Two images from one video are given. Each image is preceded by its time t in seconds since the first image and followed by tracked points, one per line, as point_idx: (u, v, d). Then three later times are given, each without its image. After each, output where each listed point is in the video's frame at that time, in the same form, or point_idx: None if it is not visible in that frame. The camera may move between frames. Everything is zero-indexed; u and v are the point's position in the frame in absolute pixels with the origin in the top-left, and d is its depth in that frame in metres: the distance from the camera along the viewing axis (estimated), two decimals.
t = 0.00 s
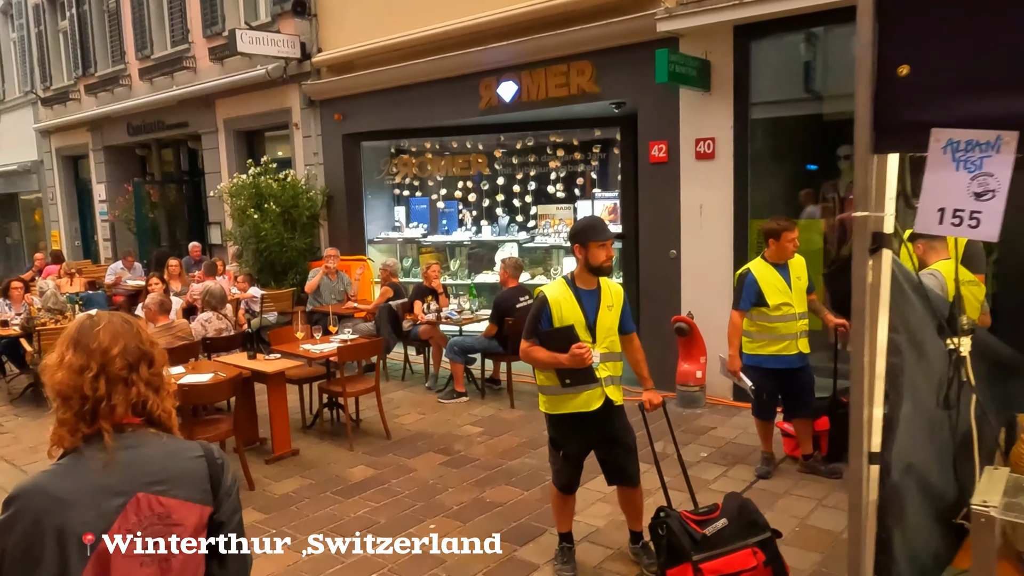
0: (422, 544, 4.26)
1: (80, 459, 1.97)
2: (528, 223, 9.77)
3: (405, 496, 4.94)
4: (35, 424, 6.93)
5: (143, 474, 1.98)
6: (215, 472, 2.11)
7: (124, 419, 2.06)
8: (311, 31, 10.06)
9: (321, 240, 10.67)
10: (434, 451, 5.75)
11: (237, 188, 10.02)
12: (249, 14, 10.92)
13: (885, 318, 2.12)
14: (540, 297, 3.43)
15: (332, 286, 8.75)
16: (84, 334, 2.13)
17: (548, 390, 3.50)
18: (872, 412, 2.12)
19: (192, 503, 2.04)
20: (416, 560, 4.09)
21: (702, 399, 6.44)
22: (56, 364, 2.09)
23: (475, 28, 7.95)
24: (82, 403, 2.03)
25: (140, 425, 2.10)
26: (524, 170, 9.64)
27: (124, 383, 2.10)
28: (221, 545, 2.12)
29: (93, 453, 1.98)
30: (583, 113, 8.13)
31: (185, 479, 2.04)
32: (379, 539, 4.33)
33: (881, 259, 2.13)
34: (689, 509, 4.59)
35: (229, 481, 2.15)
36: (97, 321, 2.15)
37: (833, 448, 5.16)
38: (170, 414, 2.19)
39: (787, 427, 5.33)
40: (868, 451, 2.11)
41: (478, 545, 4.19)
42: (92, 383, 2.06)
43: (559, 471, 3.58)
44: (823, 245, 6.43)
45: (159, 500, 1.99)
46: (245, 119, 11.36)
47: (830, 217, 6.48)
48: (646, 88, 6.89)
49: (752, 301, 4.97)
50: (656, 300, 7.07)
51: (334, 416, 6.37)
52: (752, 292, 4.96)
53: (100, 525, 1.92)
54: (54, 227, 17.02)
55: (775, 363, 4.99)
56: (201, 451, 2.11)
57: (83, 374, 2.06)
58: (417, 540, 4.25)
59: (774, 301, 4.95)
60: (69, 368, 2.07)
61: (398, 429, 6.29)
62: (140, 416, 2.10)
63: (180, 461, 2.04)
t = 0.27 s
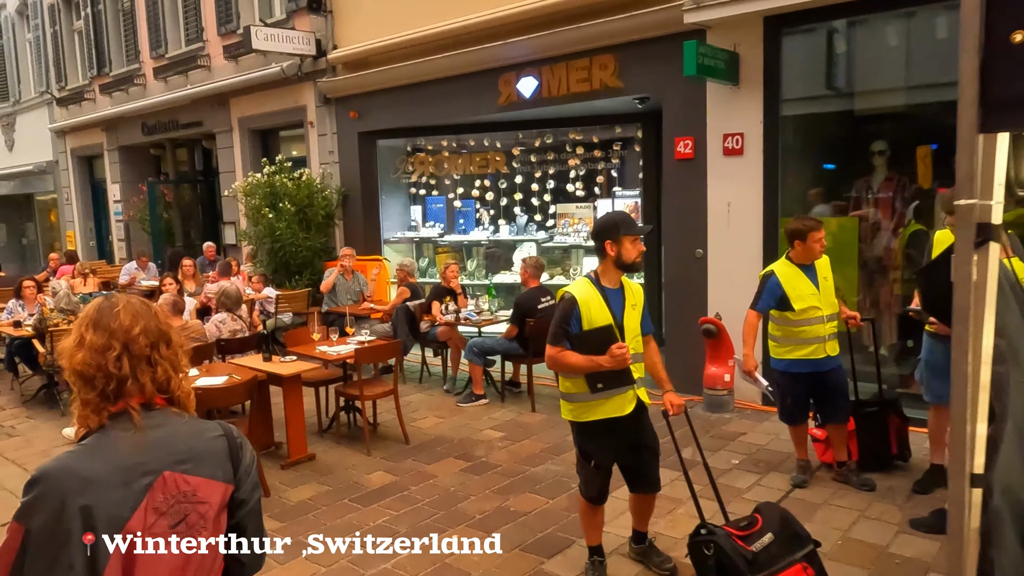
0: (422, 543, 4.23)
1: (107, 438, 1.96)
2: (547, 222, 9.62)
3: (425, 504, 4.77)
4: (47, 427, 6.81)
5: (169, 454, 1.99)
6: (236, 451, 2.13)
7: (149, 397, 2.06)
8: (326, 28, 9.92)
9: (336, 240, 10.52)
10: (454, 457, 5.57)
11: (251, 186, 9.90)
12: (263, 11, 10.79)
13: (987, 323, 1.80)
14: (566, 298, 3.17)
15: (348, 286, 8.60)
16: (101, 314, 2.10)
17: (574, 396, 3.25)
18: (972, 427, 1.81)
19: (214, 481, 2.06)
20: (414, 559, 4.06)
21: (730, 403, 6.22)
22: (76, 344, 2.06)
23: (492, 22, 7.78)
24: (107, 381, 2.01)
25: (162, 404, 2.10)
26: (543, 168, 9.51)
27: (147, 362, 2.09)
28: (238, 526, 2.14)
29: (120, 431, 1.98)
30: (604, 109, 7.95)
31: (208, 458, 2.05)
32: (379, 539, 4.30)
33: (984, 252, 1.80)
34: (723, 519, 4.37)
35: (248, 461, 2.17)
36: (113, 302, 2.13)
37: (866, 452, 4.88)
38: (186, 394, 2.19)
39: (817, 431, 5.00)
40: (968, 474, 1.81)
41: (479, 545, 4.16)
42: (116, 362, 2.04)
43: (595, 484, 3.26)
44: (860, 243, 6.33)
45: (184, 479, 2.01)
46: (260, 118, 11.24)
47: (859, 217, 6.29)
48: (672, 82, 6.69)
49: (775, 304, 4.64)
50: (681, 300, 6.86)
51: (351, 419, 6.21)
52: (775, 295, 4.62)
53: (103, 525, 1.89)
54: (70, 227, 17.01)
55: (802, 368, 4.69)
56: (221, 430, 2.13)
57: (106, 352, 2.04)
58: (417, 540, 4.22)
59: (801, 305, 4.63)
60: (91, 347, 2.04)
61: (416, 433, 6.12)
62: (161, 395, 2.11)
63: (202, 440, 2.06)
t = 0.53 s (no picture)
0: (422, 544, 4.24)
1: (102, 453, 1.87)
2: (566, 223, 9.44)
3: (445, 518, 4.57)
4: (58, 433, 6.66)
5: (168, 465, 1.90)
6: (235, 460, 2.04)
7: (144, 408, 1.97)
8: (340, 26, 9.76)
9: (350, 242, 10.34)
10: (475, 467, 5.37)
11: (264, 187, 9.72)
12: (277, 10, 10.65)
13: None
14: (608, 302, 2.90)
15: (363, 288, 8.41)
16: (90, 325, 2.00)
17: (618, 407, 2.96)
18: None
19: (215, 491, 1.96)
20: (414, 559, 4.06)
21: (762, 411, 5.98)
22: (65, 357, 1.96)
23: (511, 18, 7.58)
24: (99, 395, 1.92)
25: (158, 415, 2.01)
26: (561, 168, 9.34)
27: (140, 373, 1.99)
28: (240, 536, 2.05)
29: (117, 444, 1.90)
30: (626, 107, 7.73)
31: (208, 467, 1.96)
32: (379, 539, 4.30)
33: None
34: (763, 536, 4.14)
35: (247, 470, 2.08)
36: (100, 312, 2.02)
37: (894, 467, 4.65)
38: (181, 403, 2.09)
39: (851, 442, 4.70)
40: None
41: (479, 545, 4.17)
42: (108, 375, 1.94)
43: (642, 498, 2.92)
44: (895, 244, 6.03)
45: (183, 490, 1.91)
46: (273, 118, 11.10)
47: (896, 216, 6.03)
48: (698, 78, 6.46)
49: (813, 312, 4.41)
50: (708, 304, 6.62)
51: (367, 427, 6.02)
52: (813, 301, 4.39)
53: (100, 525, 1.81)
54: (83, 229, 16.94)
55: (845, 377, 4.46)
56: (219, 439, 2.04)
57: (97, 365, 1.94)
58: (417, 540, 4.22)
59: (841, 311, 4.39)
60: (81, 360, 1.94)
61: (435, 442, 5.92)
62: (157, 405, 2.01)
63: (201, 449, 1.97)
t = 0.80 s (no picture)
0: (422, 543, 4.23)
1: (80, 465, 1.86)
2: (589, 222, 9.30)
3: (474, 528, 4.39)
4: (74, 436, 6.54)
5: (148, 474, 1.88)
6: (222, 464, 2.00)
7: (125, 423, 1.94)
8: (359, 22, 9.59)
9: (368, 241, 10.19)
10: (502, 474, 5.19)
11: (281, 186, 9.55)
12: (294, 6, 10.50)
13: None
14: (668, 302, 2.68)
15: (383, 288, 8.25)
16: (76, 335, 1.97)
17: (679, 412, 2.74)
18: None
19: (201, 497, 1.93)
20: (414, 559, 4.05)
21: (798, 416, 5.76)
22: (46, 369, 1.95)
23: (536, 11, 7.38)
24: (78, 411, 1.90)
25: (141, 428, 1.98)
26: (584, 165, 9.21)
27: (123, 390, 1.97)
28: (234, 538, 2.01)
29: (97, 455, 1.87)
30: (654, 101, 7.51)
31: (192, 475, 1.93)
32: (378, 539, 4.29)
33: None
34: (810, 550, 3.93)
35: (236, 473, 2.04)
36: (91, 319, 2.00)
37: (925, 477, 4.42)
38: (168, 412, 2.06)
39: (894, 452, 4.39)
40: None
41: (479, 545, 4.15)
42: (89, 392, 1.92)
43: (699, 510, 2.67)
44: (939, 240, 5.82)
45: (167, 497, 1.88)
46: (291, 116, 10.96)
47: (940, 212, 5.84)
48: (730, 71, 6.24)
49: (865, 311, 4.22)
50: (740, 305, 6.40)
51: (390, 432, 5.85)
52: (866, 299, 4.21)
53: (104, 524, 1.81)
54: (99, 228, 16.90)
55: (892, 382, 4.25)
56: (204, 442, 2.01)
57: (78, 382, 1.92)
58: (418, 540, 4.21)
59: (893, 311, 4.20)
60: (62, 375, 1.93)
61: (459, 447, 5.74)
62: (141, 419, 1.99)
63: (185, 455, 1.94)
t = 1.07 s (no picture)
0: (422, 543, 4.21)
1: (90, 458, 1.81)
2: (615, 221, 9.11)
3: (509, 539, 4.21)
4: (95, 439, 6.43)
5: (157, 468, 1.84)
6: (234, 459, 1.96)
7: (144, 422, 1.88)
8: (381, 19, 9.46)
9: (390, 241, 10.04)
10: (535, 481, 5.01)
11: (302, 185, 9.48)
12: (315, 3, 10.38)
13: None
14: (739, 301, 2.51)
15: (406, 289, 8.10)
16: (102, 327, 1.90)
17: (747, 416, 2.57)
18: None
19: (210, 492, 1.89)
20: (415, 560, 4.03)
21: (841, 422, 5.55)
22: (68, 361, 1.87)
23: (563, 4, 7.21)
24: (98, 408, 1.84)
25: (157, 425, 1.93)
26: (610, 163, 9.03)
27: (144, 388, 1.91)
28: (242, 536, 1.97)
29: (106, 450, 1.83)
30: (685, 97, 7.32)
31: (201, 471, 1.89)
32: (379, 539, 4.27)
33: None
34: (867, 565, 3.72)
35: (249, 470, 2.00)
36: (116, 311, 1.92)
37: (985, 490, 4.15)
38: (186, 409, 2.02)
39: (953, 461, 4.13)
40: None
41: (479, 545, 4.13)
42: (111, 390, 1.86)
43: (775, 522, 2.49)
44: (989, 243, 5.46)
45: (174, 490, 1.84)
46: (311, 115, 10.85)
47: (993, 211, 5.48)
48: (767, 64, 6.03)
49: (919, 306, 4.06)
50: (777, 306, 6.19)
51: (417, 437, 5.69)
52: (920, 292, 4.05)
53: (102, 524, 1.77)
54: (118, 228, 16.89)
55: (936, 386, 4.07)
56: (218, 437, 1.96)
57: (100, 379, 1.86)
58: (418, 540, 4.19)
59: (946, 310, 4.00)
60: (84, 369, 1.86)
61: (489, 453, 5.57)
62: (157, 416, 1.94)
63: (195, 449, 1.89)
